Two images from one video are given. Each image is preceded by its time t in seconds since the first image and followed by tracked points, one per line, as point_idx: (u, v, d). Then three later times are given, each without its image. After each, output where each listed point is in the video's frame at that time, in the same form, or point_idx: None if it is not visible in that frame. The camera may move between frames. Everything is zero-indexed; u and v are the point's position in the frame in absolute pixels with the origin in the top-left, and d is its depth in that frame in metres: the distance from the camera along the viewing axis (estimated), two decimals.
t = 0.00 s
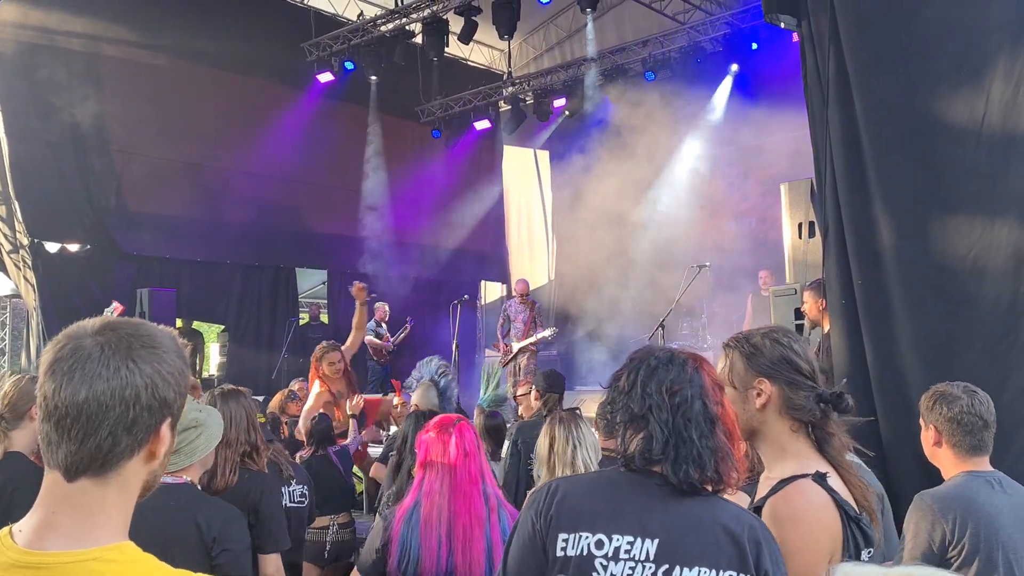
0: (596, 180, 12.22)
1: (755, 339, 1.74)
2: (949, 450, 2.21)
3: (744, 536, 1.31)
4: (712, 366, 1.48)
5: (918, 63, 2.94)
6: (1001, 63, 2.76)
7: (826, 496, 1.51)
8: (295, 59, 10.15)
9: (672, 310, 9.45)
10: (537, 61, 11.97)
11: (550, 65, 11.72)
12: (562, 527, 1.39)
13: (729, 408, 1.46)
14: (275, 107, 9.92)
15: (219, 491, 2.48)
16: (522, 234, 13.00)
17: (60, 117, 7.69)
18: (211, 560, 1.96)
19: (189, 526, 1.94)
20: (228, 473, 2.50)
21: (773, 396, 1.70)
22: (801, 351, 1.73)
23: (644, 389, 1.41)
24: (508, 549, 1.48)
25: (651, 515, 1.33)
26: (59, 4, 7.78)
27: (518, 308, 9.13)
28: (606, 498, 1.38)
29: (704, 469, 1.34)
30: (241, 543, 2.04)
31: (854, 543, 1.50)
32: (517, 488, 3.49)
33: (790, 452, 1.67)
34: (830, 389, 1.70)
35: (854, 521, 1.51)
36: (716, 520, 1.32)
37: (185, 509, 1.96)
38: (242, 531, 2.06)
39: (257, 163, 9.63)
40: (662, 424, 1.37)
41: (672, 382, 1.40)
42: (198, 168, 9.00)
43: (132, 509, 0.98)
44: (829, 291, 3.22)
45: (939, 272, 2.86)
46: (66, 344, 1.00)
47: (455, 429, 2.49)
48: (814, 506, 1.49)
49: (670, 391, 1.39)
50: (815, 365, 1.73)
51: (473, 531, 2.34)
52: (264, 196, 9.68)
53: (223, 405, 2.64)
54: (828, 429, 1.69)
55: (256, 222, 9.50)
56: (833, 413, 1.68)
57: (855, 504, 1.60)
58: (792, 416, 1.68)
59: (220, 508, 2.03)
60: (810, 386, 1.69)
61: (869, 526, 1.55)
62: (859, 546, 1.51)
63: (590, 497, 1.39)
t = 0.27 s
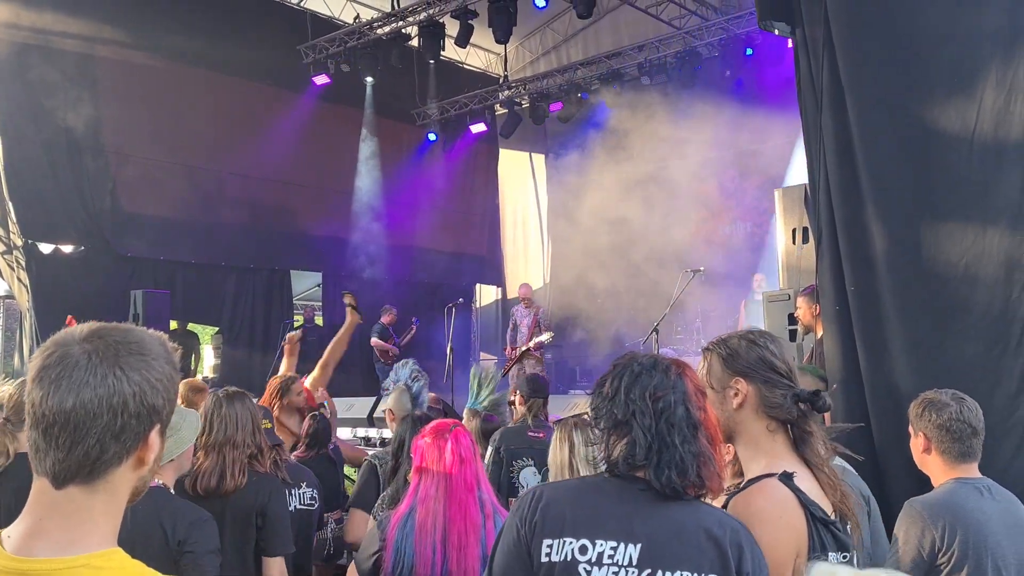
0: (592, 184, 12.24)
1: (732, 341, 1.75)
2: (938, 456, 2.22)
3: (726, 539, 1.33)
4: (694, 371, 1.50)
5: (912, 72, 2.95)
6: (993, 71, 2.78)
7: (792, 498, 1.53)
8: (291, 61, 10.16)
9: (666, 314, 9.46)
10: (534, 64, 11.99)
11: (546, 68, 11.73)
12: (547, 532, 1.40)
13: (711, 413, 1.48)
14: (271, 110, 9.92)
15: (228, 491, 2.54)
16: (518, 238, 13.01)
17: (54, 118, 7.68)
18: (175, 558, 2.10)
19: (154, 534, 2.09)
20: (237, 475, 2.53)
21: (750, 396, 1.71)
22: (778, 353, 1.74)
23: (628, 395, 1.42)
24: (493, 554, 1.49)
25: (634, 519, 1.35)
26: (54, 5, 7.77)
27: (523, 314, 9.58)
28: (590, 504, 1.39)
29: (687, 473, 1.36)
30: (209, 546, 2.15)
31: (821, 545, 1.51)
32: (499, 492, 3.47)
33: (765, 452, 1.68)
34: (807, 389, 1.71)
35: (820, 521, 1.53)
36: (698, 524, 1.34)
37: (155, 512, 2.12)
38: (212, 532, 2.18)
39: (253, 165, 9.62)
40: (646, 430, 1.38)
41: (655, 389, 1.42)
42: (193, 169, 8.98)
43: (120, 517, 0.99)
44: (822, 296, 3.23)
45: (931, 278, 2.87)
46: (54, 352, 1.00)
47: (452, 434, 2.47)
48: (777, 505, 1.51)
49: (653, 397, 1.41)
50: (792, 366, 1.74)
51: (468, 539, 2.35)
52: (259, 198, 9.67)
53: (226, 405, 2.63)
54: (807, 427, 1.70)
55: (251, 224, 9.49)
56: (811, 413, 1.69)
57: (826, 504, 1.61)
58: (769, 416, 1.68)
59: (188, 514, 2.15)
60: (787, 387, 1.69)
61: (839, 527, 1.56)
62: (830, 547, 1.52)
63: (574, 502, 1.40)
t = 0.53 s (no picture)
0: (586, 188, 12.24)
1: (725, 346, 1.76)
2: (929, 461, 2.23)
3: (705, 542, 1.34)
4: (676, 375, 1.51)
5: (905, 78, 2.97)
6: (985, 78, 2.81)
7: (778, 502, 1.54)
8: (287, 63, 10.15)
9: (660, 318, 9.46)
10: (529, 68, 12.00)
11: (542, 72, 11.75)
12: (528, 536, 1.40)
13: (692, 416, 1.49)
14: (266, 112, 9.91)
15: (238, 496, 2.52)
16: (513, 241, 13.01)
17: (48, 118, 7.66)
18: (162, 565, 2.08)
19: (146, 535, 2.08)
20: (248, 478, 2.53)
21: (742, 400, 1.71)
22: (771, 357, 1.75)
23: (610, 399, 1.43)
24: (475, 559, 1.50)
25: (613, 523, 1.35)
26: (50, 6, 7.76)
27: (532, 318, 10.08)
28: (570, 508, 1.40)
29: (669, 475, 1.37)
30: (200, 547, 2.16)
31: (807, 547, 1.51)
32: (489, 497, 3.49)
33: (756, 455, 1.69)
34: (799, 394, 1.72)
35: (805, 524, 1.53)
36: (677, 527, 1.34)
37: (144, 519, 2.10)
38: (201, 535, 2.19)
39: (248, 166, 9.61)
40: (629, 434, 1.39)
41: (637, 393, 1.43)
42: (188, 171, 8.97)
43: (112, 518, 0.99)
44: (815, 302, 3.24)
45: (924, 284, 2.89)
46: (48, 353, 1.00)
47: (451, 439, 2.47)
48: (761, 508, 1.53)
49: (635, 401, 1.42)
50: (784, 371, 1.75)
51: (464, 546, 2.36)
52: (255, 200, 9.66)
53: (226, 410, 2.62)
54: (798, 430, 1.71)
55: (246, 225, 9.49)
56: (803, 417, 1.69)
57: (816, 507, 1.61)
58: (761, 419, 1.69)
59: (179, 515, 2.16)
60: (780, 392, 1.70)
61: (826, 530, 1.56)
62: (815, 550, 1.52)
63: (555, 507, 1.41)
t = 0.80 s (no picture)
0: (580, 192, 12.25)
1: (725, 351, 1.76)
2: (920, 467, 2.23)
3: (692, 545, 1.33)
4: (659, 378, 1.51)
5: (895, 85, 2.99)
6: (976, 84, 2.82)
7: (778, 503, 1.54)
8: (281, 66, 10.14)
9: (653, 323, 9.46)
10: (523, 72, 12.01)
11: (536, 77, 11.76)
12: (515, 542, 1.41)
13: (677, 419, 1.49)
14: (260, 115, 9.90)
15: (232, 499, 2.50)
16: (507, 245, 13.01)
17: (40, 120, 7.63)
18: None
19: (150, 540, 1.88)
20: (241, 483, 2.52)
21: (741, 405, 1.72)
22: (770, 363, 1.75)
23: (594, 404, 1.44)
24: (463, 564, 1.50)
25: (599, 528, 1.36)
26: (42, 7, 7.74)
27: (531, 322, 10.05)
28: (556, 514, 1.40)
29: (652, 479, 1.37)
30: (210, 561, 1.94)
31: (807, 547, 1.51)
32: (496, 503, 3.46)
33: (754, 459, 1.69)
34: (797, 399, 1.73)
35: (805, 525, 1.53)
36: (663, 532, 1.34)
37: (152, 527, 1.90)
38: (213, 549, 1.97)
39: (241, 169, 9.59)
40: (612, 439, 1.39)
41: (620, 397, 1.43)
42: (182, 173, 8.96)
43: (103, 521, 0.98)
44: (807, 306, 3.26)
45: (915, 290, 2.89)
46: (38, 358, 1.00)
47: (446, 443, 2.46)
48: (763, 510, 1.53)
49: (618, 405, 1.42)
50: (782, 377, 1.75)
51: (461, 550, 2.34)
52: (248, 202, 9.65)
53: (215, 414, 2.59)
54: (795, 435, 1.72)
55: (239, 228, 9.47)
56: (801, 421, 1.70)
57: (814, 509, 1.62)
58: (760, 424, 1.69)
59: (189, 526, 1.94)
60: (778, 397, 1.71)
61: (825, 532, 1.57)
62: (814, 551, 1.52)
63: (541, 513, 1.42)
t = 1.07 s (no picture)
0: (573, 197, 12.25)
1: (730, 357, 1.77)
2: (910, 473, 2.24)
3: (689, 550, 1.34)
4: (654, 384, 1.51)
5: (886, 93, 3.01)
6: (966, 92, 2.83)
7: (778, 501, 1.56)
8: (274, 69, 10.11)
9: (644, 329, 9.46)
10: (516, 77, 12.03)
11: (529, 82, 11.77)
12: (513, 548, 1.41)
13: (671, 424, 1.49)
14: (252, 118, 9.88)
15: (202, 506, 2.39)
16: (499, 250, 13.00)
17: (30, 122, 7.60)
18: None
19: (172, 552, 1.83)
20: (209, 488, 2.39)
21: (746, 410, 1.72)
22: (774, 369, 1.76)
23: (589, 409, 1.44)
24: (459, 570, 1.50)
25: (596, 534, 1.36)
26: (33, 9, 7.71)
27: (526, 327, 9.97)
28: (554, 519, 1.40)
29: (647, 484, 1.37)
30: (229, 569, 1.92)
31: (807, 545, 1.53)
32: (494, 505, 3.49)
33: (756, 462, 1.69)
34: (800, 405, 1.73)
35: (804, 522, 1.55)
36: (661, 538, 1.34)
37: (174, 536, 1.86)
38: (232, 562, 1.94)
39: (232, 172, 9.56)
40: (606, 444, 1.39)
41: (615, 402, 1.43)
42: (173, 176, 8.97)
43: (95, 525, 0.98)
44: (798, 312, 3.27)
45: (906, 297, 2.91)
46: (31, 360, 1.00)
47: (438, 446, 2.45)
48: (766, 509, 1.55)
49: (613, 411, 1.42)
50: (786, 384, 1.76)
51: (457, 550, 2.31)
52: (240, 206, 9.63)
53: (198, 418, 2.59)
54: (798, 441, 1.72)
55: (230, 231, 9.44)
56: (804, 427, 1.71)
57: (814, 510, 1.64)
58: (764, 429, 1.70)
59: (209, 535, 1.92)
60: (782, 402, 1.72)
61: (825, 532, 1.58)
62: (814, 549, 1.54)
63: (539, 518, 1.42)
